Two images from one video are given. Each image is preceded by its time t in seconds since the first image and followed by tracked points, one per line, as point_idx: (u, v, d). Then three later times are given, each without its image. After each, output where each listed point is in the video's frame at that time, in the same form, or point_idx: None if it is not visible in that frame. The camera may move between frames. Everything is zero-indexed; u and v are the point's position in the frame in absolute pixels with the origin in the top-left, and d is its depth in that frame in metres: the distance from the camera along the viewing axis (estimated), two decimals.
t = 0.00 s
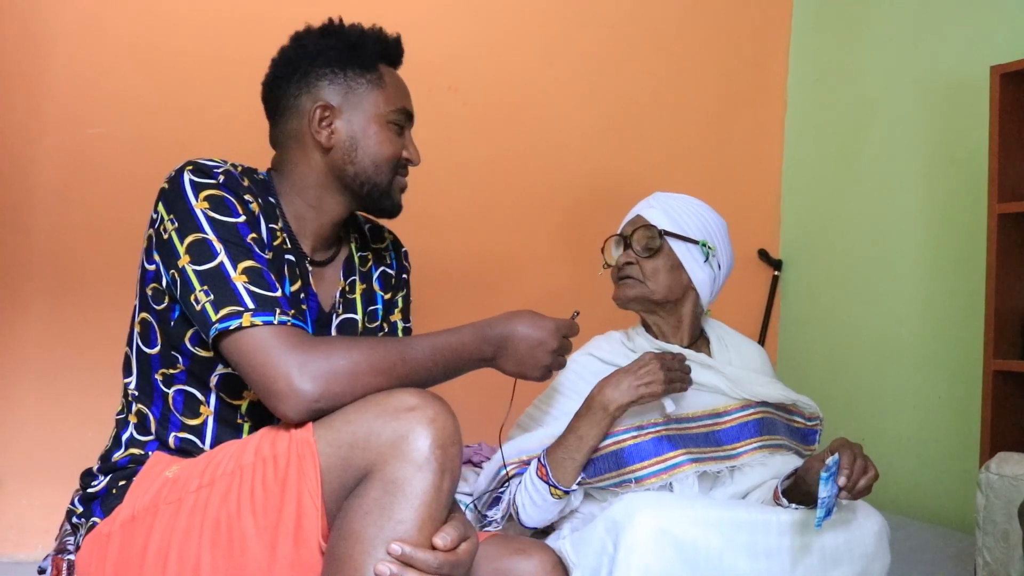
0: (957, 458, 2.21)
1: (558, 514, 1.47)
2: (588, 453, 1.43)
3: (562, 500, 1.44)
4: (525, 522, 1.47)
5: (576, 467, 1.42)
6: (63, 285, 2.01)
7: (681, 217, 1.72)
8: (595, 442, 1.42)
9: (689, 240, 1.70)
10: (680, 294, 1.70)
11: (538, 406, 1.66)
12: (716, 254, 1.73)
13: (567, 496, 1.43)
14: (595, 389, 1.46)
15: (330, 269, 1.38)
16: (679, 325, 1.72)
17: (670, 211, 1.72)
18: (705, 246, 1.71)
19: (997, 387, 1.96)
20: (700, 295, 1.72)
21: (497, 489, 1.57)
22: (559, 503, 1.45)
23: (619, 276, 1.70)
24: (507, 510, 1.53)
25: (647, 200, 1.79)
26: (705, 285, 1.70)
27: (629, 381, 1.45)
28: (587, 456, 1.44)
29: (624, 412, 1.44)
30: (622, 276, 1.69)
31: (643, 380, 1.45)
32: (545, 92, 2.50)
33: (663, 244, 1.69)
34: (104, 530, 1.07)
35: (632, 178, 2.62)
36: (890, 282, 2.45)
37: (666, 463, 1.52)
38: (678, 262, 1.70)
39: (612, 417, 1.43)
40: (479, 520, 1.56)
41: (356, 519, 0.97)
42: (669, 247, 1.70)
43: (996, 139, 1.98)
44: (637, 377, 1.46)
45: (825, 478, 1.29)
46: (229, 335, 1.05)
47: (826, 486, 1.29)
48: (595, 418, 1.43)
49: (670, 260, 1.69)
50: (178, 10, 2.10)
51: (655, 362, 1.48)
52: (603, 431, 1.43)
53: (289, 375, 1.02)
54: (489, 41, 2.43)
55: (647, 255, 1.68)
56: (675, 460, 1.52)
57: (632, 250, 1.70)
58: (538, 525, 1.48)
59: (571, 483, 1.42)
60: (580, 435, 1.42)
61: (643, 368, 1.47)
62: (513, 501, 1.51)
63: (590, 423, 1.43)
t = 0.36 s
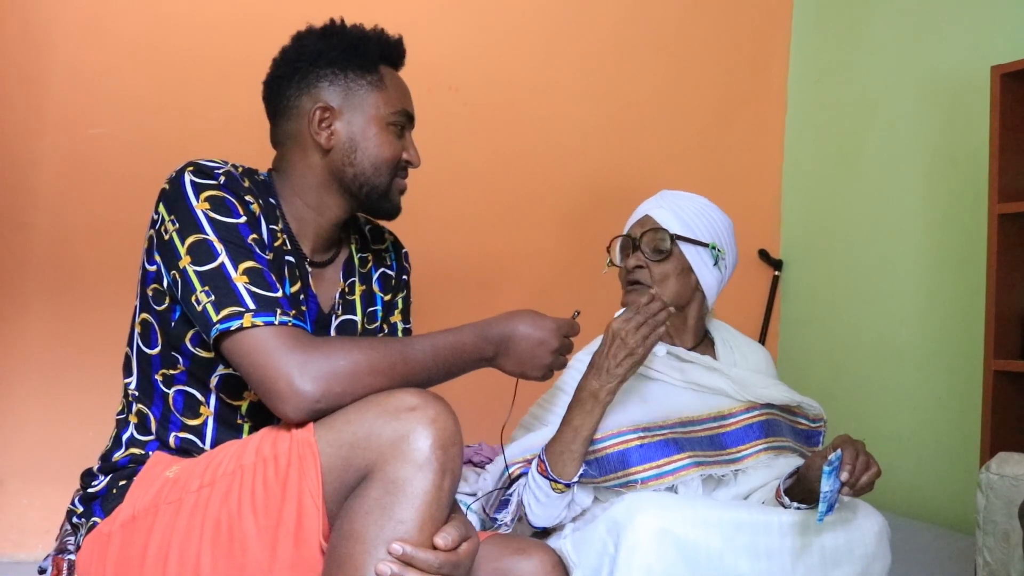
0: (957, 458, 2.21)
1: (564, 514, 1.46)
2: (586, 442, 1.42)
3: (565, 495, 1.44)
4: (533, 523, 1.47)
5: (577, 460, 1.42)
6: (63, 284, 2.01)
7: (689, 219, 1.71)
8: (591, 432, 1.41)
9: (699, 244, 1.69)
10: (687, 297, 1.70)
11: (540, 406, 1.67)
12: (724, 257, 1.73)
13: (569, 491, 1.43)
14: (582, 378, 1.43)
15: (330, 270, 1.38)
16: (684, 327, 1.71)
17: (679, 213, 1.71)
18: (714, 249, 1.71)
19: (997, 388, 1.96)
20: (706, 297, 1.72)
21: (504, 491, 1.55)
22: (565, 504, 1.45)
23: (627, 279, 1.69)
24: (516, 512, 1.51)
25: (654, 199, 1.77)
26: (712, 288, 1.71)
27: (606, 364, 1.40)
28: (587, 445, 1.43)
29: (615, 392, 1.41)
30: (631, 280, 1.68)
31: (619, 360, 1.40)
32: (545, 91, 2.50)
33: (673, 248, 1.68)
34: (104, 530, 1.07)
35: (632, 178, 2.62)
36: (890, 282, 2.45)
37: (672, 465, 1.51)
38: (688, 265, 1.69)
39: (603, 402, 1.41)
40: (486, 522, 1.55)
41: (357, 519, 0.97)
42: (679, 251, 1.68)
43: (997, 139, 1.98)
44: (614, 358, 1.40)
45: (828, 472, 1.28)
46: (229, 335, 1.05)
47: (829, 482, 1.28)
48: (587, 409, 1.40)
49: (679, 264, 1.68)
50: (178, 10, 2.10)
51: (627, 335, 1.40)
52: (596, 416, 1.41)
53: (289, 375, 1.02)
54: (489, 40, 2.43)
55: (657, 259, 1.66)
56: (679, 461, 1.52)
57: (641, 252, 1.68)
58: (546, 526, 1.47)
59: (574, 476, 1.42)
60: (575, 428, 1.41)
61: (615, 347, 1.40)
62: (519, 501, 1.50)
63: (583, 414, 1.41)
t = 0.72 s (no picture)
0: (958, 457, 2.21)
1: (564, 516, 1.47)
2: (584, 450, 1.42)
3: (564, 501, 1.44)
4: (535, 528, 1.47)
5: (574, 470, 1.42)
6: (64, 285, 2.01)
7: (690, 219, 1.71)
8: (589, 440, 1.41)
9: (700, 244, 1.69)
10: (687, 296, 1.70)
11: (539, 407, 1.67)
12: (723, 257, 1.73)
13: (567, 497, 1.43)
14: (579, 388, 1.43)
15: (331, 270, 1.38)
16: (685, 326, 1.72)
17: (680, 213, 1.71)
18: (714, 249, 1.70)
19: (998, 387, 1.96)
20: (706, 296, 1.72)
21: (504, 495, 1.55)
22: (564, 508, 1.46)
23: (628, 279, 1.70)
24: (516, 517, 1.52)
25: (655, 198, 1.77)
26: (712, 288, 1.71)
27: (603, 373, 1.40)
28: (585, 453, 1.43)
29: (612, 402, 1.41)
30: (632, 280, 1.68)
31: (616, 369, 1.40)
32: (545, 90, 2.50)
33: (673, 248, 1.68)
34: (104, 529, 1.07)
35: (632, 177, 2.62)
36: (890, 281, 2.45)
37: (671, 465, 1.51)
38: (689, 265, 1.69)
39: (600, 413, 1.41)
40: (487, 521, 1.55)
41: (358, 518, 0.97)
42: (680, 251, 1.68)
43: (998, 138, 1.98)
44: (611, 367, 1.40)
45: (823, 472, 1.29)
46: (231, 334, 1.06)
47: (825, 481, 1.29)
48: (584, 418, 1.41)
49: (680, 264, 1.68)
50: (178, 9, 2.10)
51: (624, 345, 1.40)
52: (592, 428, 1.41)
53: (290, 375, 1.02)
54: (490, 40, 2.42)
55: (657, 260, 1.67)
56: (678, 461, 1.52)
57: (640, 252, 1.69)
58: (546, 530, 1.48)
59: (572, 485, 1.42)
60: (573, 436, 1.41)
61: (612, 357, 1.40)
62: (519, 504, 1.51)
63: (580, 422, 1.41)
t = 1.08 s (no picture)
0: (958, 456, 2.21)
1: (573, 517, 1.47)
2: (596, 453, 1.42)
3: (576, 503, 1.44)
4: (543, 529, 1.47)
5: (586, 471, 1.41)
6: (63, 284, 2.01)
7: (693, 218, 1.71)
8: (601, 442, 1.41)
9: (703, 243, 1.70)
10: (690, 295, 1.69)
11: (542, 407, 1.66)
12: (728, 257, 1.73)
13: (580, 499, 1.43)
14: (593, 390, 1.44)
15: (333, 270, 1.38)
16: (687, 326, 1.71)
17: (683, 212, 1.71)
18: (718, 248, 1.71)
19: (998, 386, 1.96)
20: (708, 296, 1.72)
21: (513, 497, 1.55)
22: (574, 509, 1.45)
23: (631, 279, 1.69)
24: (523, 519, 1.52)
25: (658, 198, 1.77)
26: (716, 288, 1.71)
27: (619, 376, 1.41)
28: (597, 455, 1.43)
29: (625, 405, 1.42)
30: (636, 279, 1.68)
31: (632, 371, 1.41)
32: (546, 89, 2.50)
33: (677, 247, 1.68)
34: (105, 527, 1.07)
35: (632, 177, 2.62)
36: (891, 281, 2.45)
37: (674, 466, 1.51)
38: (692, 264, 1.69)
39: (615, 415, 1.41)
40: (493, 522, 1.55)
41: (360, 518, 0.97)
42: (683, 250, 1.68)
43: (998, 137, 1.98)
44: (627, 369, 1.41)
45: (817, 472, 1.33)
46: (234, 333, 1.05)
47: (818, 480, 1.33)
48: (598, 420, 1.41)
49: (683, 263, 1.68)
50: (178, 8, 2.10)
51: (642, 347, 1.42)
52: (605, 431, 1.41)
53: (293, 374, 1.02)
54: (490, 39, 2.42)
55: (661, 258, 1.66)
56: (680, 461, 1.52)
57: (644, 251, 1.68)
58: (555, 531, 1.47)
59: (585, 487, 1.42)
60: (585, 438, 1.41)
61: (630, 359, 1.42)
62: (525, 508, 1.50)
63: (593, 424, 1.41)
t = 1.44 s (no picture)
0: (959, 457, 2.21)
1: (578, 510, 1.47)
2: (594, 432, 1.42)
3: (577, 488, 1.44)
4: (547, 520, 1.46)
5: (587, 451, 1.42)
6: (64, 284, 2.01)
7: (692, 217, 1.71)
8: (599, 422, 1.41)
9: (700, 241, 1.69)
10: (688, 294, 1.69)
11: (545, 406, 1.66)
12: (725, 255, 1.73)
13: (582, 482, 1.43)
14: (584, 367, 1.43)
15: (334, 270, 1.38)
16: (686, 324, 1.72)
17: (682, 211, 1.71)
18: (715, 247, 1.70)
19: (998, 387, 1.96)
20: (708, 296, 1.71)
21: (515, 490, 1.54)
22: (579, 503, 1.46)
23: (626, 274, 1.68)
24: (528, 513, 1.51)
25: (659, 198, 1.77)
26: (714, 286, 1.69)
27: (606, 353, 1.39)
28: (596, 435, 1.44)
29: (619, 377, 1.41)
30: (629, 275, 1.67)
31: (618, 347, 1.38)
32: (547, 89, 2.50)
33: (674, 243, 1.67)
34: (105, 527, 1.07)
35: (633, 177, 2.62)
36: (891, 281, 2.45)
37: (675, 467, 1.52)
38: (689, 262, 1.68)
39: (610, 389, 1.41)
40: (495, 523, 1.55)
41: (361, 518, 0.97)
42: (679, 247, 1.68)
43: (998, 138, 1.98)
44: (612, 346, 1.38)
45: (814, 469, 1.33)
46: (235, 333, 1.06)
47: (815, 478, 1.33)
48: (593, 400, 1.41)
49: (680, 260, 1.68)
50: (180, 7, 2.10)
51: (620, 321, 1.37)
52: (602, 405, 1.41)
53: (294, 373, 1.03)
54: (491, 39, 2.42)
55: (657, 254, 1.66)
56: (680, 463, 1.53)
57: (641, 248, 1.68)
58: (559, 523, 1.47)
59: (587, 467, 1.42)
60: (583, 420, 1.41)
61: (611, 336, 1.38)
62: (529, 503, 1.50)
63: (589, 404, 1.41)
